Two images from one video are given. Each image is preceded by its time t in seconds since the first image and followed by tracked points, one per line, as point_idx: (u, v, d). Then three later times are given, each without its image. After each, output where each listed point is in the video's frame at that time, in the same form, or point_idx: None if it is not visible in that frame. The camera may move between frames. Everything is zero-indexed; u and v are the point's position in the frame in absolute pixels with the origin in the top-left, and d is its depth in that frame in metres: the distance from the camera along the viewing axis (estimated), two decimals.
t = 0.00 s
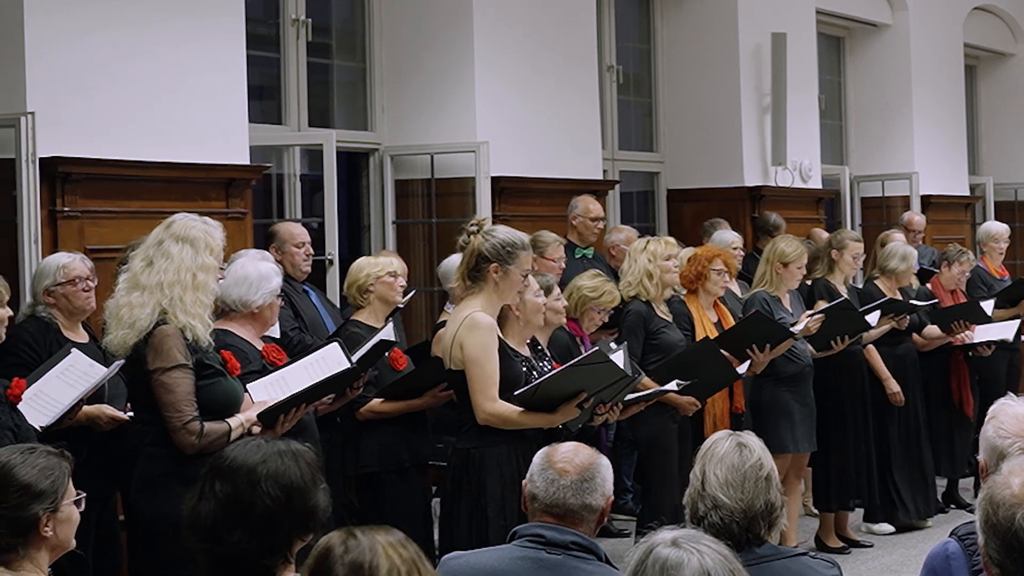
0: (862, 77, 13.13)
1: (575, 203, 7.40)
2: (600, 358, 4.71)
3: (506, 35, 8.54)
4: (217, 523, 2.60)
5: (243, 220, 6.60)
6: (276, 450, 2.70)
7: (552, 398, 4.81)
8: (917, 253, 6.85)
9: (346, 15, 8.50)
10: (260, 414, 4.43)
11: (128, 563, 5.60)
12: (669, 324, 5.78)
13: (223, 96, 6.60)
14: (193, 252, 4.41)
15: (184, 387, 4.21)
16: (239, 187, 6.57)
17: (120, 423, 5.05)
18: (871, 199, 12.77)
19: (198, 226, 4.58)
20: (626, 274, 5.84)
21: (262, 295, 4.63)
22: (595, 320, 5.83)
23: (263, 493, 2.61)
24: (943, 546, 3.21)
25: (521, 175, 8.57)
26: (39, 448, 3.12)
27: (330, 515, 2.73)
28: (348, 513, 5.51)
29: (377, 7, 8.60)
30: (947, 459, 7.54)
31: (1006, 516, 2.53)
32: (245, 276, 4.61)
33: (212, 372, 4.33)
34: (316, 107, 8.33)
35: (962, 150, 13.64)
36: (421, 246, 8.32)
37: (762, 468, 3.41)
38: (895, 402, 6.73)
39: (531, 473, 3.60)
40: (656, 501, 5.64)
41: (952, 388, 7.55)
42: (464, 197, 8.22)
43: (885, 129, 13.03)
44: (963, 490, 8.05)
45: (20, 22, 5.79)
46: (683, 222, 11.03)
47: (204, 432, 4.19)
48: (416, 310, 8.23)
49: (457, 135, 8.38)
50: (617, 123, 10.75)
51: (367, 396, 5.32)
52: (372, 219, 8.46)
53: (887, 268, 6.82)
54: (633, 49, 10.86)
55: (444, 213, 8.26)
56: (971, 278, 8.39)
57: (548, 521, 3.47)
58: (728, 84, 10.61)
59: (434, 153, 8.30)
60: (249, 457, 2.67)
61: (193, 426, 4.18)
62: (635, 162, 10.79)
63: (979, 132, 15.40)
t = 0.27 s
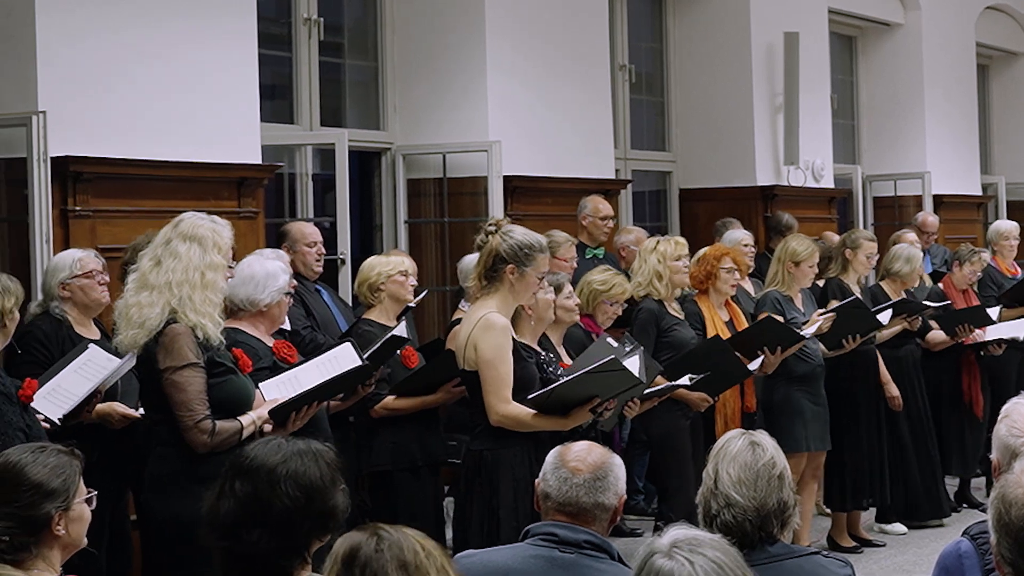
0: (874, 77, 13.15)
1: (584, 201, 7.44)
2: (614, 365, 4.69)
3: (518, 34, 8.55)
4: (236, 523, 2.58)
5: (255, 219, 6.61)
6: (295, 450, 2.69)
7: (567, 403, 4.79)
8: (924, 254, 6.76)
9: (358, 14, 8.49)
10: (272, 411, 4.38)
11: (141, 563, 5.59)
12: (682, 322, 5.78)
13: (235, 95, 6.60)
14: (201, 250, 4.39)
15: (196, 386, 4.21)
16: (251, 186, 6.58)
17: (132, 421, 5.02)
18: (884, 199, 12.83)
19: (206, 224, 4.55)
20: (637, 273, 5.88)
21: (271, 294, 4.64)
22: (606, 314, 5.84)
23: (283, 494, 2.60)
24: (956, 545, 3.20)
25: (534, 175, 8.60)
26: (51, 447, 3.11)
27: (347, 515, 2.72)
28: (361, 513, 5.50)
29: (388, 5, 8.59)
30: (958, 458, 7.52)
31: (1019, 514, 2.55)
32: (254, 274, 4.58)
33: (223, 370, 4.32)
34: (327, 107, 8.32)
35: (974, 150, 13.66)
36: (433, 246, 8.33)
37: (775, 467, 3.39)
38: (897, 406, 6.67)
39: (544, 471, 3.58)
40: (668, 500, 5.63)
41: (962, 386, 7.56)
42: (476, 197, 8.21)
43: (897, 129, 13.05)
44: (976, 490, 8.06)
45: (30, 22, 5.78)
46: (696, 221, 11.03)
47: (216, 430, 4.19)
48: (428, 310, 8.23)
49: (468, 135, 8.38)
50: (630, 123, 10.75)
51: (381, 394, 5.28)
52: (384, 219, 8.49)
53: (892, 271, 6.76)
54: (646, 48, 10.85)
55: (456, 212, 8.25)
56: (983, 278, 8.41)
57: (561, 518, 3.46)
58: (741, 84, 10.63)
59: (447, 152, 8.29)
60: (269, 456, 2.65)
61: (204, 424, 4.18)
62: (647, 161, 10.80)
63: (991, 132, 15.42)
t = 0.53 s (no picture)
0: (885, 75, 13.17)
1: (592, 200, 7.41)
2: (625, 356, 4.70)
3: (530, 33, 8.56)
4: (230, 523, 2.69)
5: (265, 219, 6.63)
6: (281, 446, 2.79)
7: (579, 398, 4.79)
8: (931, 250, 6.71)
9: (369, 13, 8.50)
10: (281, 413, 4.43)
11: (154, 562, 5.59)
12: (691, 323, 5.82)
13: (247, 93, 6.61)
14: (213, 251, 4.38)
15: (206, 386, 4.21)
16: (262, 185, 6.60)
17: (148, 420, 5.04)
18: (894, 197, 12.83)
19: (218, 224, 4.54)
20: (647, 272, 5.90)
21: (284, 294, 4.67)
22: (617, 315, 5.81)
23: (273, 490, 2.70)
24: (967, 543, 3.21)
25: (545, 174, 8.61)
26: (57, 445, 3.05)
27: (337, 503, 2.83)
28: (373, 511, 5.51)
29: (399, 4, 8.59)
30: (969, 457, 7.50)
31: None
32: (267, 274, 4.63)
33: (233, 371, 4.33)
34: (339, 106, 8.33)
35: (984, 148, 13.68)
36: (444, 245, 8.34)
37: (787, 464, 3.38)
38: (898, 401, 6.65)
39: (555, 470, 3.57)
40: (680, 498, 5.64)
41: (973, 386, 7.59)
42: (487, 195, 8.23)
43: (908, 127, 13.07)
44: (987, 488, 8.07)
45: (42, 20, 5.78)
46: (707, 220, 11.07)
47: (226, 430, 4.19)
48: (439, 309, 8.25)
49: (478, 134, 8.39)
50: (641, 121, 10.75)
51: (391, 394, 5.28)
52: (395, 217, 8.53)
53: (899, 268, 6.73)
54: (656, 47, 10.84)
55: (467, 211, 8.28)
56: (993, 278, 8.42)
57: (572, 517, 3.45)
58: (752, 82, 10.64)
59: (458, 151, 8.29)
60: (255, 454, 2.75)
61: (214, 424, 4.18)
62: (659, 160, 10.81)
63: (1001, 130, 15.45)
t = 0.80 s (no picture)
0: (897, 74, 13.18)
1: (605, 201, 7.46)
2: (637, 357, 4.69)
3: (541, 33, 8.57)
4: (247, 521, 2.60)
5: (277, 217, 6.64)
6: (297, 444, 2.71)
7: (591, 397, 4.79)
8: (941, 247, 6.73)
9: (380, 13, 8.51)
10: (294, 410, 4.43)
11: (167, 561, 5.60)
12: (703, 321, 5.81)
13: (259, 92, 6.62)
14: (223, 248, 4.37)
15: (219, 383, 4.20)
16: (274, 184, 6.61)
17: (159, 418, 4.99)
18: (906, 197, 12.88)
19: (227, 223, 4.53)
20: (658, 270, 5.91)
21: (295, 292, 4.67)
22: (628, 313, 5.89)
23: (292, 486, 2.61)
24: (978, 543, 3.20)
25: (556, 173, 8.62)
26: (65, 440, 3.06)
27: (353, 502, 2.74)
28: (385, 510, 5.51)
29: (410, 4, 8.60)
30: (979, 457, 7.53)
31: None
32: (277, 272, 4.63)
33: (245, 368, 4.32)
34: (350, 106, 8.34)
35: (996, 148, 13.68)
36: (456, 244, 8.34)
37: (798, 463, 3.36)
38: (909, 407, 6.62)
39: (566, 467, 3.55)
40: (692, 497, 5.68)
41: (984, 385, 7.61)
42: (498, 194, 8.26)
43: (920, 127, 13.08)
44: (998, 487, 8.08)
45: (53, 20, 5.79)
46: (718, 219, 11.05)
47: (239, 428, 4.19)
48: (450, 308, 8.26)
49: (490, 134, 8.40)
50: (653, 120, 10.76)
51: (404, 392, 5.29)
52: (407, 217, 8.53)
53: (910, 265, 6.73)
54: (668, 46, 10.86)
55: (478, 210, 8.29)
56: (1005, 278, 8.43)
57: (584, 516, 3.43)
58: (763, 81, 10.64)
59: (469, 150, 8.31)
60: (272, 452, 2.67)
61: (227, 422, 4.17)
62: (670, 160, 10.81)
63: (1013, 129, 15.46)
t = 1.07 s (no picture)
0: (907, 74, 13.20)
1: (614, 200, 7.50)
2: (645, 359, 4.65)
3: (551, 33, 8.57)
4: (278, 520, 2.56)
5: (288, 218, 6.66)
6: (332, 447, 2.67)
7: (601, 399, 4.77)
8: (950, 246, 6.71)
9: (391, 13, 8.51)
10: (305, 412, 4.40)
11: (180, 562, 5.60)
12: (715, 322, 5.85)
13: (270, 92, 6.63)
14: (239, 249, 4.36)
15: (232, 384, 4.19)
16: (284, 184, 6.64)
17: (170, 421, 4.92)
18: (917, 197, 12.95)
19: (242, 224, 4.52)
20: (672, 270, 5.92)
21: (306, 296, 4.63)
22: (639, 314, 5.91)
23: (325, 489, 2.57)
24: (990, 542, 3.17)
25: (567, 173, 8.63)
26: (73, 441, 3.11)
27: (383, 510, 2.70)
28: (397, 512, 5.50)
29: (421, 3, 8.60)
30: (991, 456, 7.52)
31: None
32: (289, 275, 4.59)
33: (258, 369, 4.31)
34: (360, 106, 8.34)
35: (1006, 146, 13.70)
36: (467, 245, 8.35)
37: (810, 462, 3.39)
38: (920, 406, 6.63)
39: (578, 468, 3.56)
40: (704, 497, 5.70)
41: (996, 385, 7.60)
42: (510, 194, 8.28)
43: (931, 125, 13.10)
44: (1010, 486, 8.09)
45: (62, 20, 5.78)
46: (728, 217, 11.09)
47: (252, 429, 4.17)
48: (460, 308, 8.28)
49: (500, 133, 8.40)
50: (663, 119, 10.77)
51: (416, 391, 5.27)
52: (418, 217, 8.54)
53: (918, 266, 6.73)
54: (678, 45, 10.87)
55: (489, 210, 8.30)
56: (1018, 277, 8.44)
57: (595, 516, 3.43)
58: (774, 80, 10.65)
59: (479, 150, 8.32)
60: (307, 453, 2.63)
61: (240, 423, 4.16)
62: (681, 159, 10.81)
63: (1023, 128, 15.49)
